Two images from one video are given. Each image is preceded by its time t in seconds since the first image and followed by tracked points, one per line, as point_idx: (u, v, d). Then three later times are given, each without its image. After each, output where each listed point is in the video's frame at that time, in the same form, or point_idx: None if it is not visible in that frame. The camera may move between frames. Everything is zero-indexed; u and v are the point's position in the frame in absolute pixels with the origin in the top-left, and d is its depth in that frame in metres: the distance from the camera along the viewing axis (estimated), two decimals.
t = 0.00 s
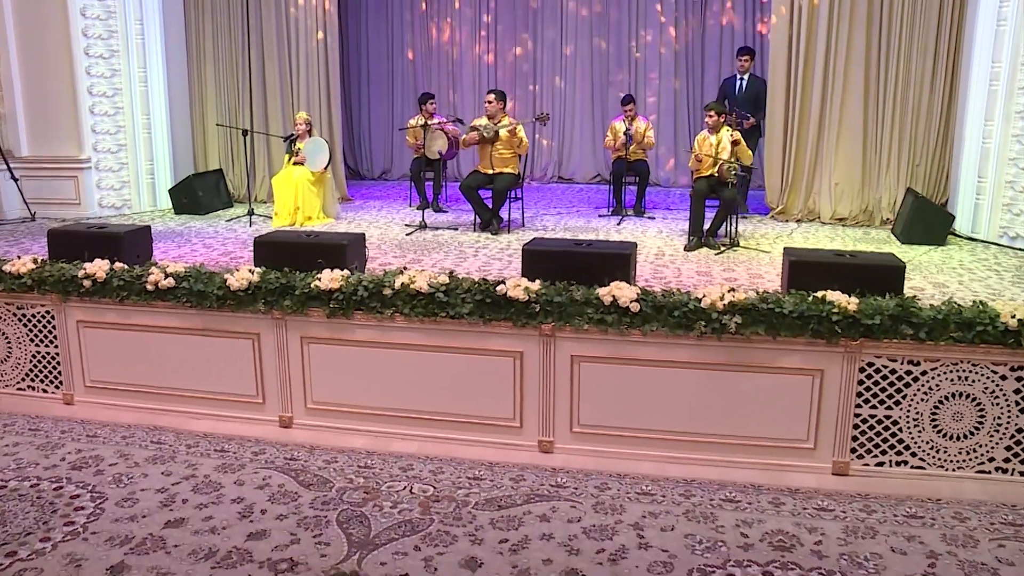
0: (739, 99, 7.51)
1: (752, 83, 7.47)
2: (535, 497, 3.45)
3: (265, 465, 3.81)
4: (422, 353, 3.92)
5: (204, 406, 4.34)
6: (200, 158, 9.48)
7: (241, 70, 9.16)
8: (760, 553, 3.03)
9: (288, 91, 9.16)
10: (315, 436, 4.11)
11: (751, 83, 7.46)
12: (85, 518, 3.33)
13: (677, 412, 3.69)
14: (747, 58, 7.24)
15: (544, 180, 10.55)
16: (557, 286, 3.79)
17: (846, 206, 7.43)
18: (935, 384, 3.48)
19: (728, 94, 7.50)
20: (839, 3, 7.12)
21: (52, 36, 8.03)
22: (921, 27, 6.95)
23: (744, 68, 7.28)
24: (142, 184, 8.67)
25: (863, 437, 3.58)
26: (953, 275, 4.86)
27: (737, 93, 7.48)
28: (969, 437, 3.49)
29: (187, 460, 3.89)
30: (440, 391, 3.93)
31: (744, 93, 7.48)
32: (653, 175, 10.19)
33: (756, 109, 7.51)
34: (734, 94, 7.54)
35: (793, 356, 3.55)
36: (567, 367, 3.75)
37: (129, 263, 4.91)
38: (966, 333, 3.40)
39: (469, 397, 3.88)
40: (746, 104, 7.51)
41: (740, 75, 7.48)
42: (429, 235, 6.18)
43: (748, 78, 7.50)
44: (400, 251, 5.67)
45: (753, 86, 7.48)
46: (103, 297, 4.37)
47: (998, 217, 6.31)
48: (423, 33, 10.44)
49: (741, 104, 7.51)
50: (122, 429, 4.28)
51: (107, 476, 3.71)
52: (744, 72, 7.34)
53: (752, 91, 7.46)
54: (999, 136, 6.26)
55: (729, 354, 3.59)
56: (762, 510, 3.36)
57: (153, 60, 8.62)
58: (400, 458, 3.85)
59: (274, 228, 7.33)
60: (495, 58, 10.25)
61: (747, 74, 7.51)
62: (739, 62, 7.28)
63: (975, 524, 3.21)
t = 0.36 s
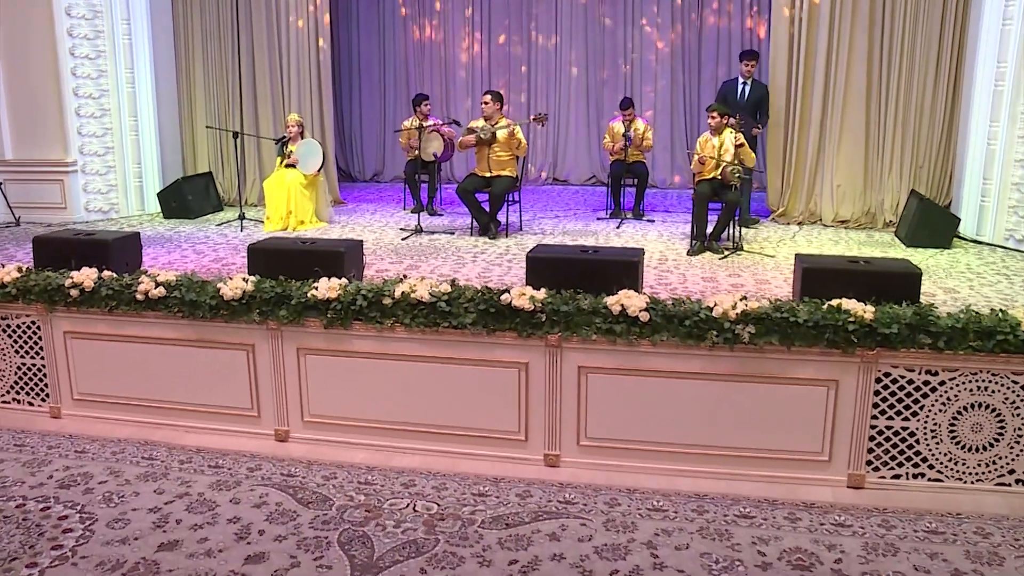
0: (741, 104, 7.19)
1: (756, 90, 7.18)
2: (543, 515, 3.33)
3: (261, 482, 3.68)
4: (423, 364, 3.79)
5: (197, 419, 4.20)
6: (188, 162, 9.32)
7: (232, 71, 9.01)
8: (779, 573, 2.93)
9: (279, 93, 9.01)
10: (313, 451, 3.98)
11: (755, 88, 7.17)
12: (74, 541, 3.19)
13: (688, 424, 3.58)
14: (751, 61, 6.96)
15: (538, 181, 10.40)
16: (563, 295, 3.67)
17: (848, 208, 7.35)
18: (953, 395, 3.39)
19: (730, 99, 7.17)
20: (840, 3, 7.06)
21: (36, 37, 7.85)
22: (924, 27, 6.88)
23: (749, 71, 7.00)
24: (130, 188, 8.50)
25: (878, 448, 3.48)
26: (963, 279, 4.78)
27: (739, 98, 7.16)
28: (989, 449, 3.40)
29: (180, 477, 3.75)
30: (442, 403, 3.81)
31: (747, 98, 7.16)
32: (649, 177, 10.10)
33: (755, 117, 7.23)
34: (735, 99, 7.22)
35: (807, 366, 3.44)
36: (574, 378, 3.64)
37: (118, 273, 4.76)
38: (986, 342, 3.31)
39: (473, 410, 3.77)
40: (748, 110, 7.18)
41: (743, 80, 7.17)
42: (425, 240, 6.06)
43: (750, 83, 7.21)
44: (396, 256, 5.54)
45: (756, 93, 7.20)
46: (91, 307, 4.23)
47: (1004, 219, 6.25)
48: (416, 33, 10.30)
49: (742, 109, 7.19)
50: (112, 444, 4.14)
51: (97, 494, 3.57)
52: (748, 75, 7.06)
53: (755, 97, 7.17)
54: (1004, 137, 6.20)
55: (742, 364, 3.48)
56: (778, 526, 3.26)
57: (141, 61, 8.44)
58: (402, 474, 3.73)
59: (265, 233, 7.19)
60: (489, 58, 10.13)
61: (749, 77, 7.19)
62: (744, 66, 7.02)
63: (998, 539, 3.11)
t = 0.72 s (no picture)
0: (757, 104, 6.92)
1: (772, 91, 6.92)
2: (553, 535, 3.22)
3: (258, 501, 3.55)
4: (425, 378, 3.67)
5: (191, 434, 4.07)
6: (178, 165, 9.15)
7: (223, 72, 8.86)
8: None
9: (271, 95, 8.86)
10: (311, 467, 3.85)
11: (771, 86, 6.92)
12: (63, 567, 3.06)
13: (700, 438, 3.47)
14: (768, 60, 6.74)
15: (534, 183, 10.28)
16: (570, 305, 3.55)
17: (852, 212, 7.26)
18: (974, 408, 3.29)
19: (746, 99, 6.90)
20: (843, 3, 7.00)
21: (21, 37, 7.67)
22: (929, 27, 6.84)
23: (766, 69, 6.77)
24: (119, 192, 8.33)
25: (896, 463, 3.38)
26: (974, 285, 4.69)
27: (756, 98, 6.89)
28: (1010, 463, 3.30)
29: (173, 496, 3.62)
30: (446, 417, 3.68)
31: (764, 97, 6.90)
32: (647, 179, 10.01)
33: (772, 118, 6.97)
34: (751, 100, 6.95)
35: (823, 379, 3.34)
36: (582, 391, 3.52)
37: (110, 282, 4.59)
38: (1008, 354, 3.21)
39: (477, 424, 3.65)
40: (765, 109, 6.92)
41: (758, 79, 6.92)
42: (422, 246, 5.95)
43: (766, 83, 6.97)
44: (394, 263, 5.41)
45: (772, 94, 6.95)
46: (80, 318, 4.08)
47: (1011, 223, 6.19)
48: (411, 34, 10.19)
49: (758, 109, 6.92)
50: (102, 461, 4.00)
51: (87, 516, 3.43)
52: (765, 73, 6.82)
53: (771, 97, 6.92)
54: (1012, 140, 6.16)
55: (756, 377, 3.38)
56: (796, 545, 3.15)
57: (129, 62, 8.27)
58: (404, 491, 3.60)
59: (258, 238, 7.05)
60: (484, 59, 10.01)
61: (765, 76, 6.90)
62: (760, 65, 6.79)
63: None
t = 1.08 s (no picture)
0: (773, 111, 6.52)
1: (787, 96, 6.53)
2: (561, 558, 3.10)
3: (254, 523, 3.42)
4: (426, 393, 3.55)
5: (183, 452, 3.93)
6: (166, 170, 9.00)
7: (213, 75, 8.72)
8: None
9: (262, 98, 8.71)
10: (309, 486, 3.73)
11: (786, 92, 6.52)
12: None
13: (711, 455, 3.36)
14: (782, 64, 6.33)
15: (529, 186, 10.20)
16: (576, 318, 3.44)
17: (854, 217, 7.20)
18: (994, 423, 3.19)
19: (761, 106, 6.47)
20: (844, 5, 6.94)
21: (4, 39, 7.49)
22: (932, 30, 6.79)
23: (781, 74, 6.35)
24: (105, 198, 8.16)
25: (914, 479, 3.27)
26: (984, 292, 4.62)
27: (772, 104, 6.47)
28: None
29: (165, 518, 3.48)
30: (448, 434, 3.56)
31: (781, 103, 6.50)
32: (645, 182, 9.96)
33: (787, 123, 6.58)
34: (767, 106, 6.53)
35: (839, 394, 3.23)
36: (589, 407, 3.41)
37: (99, 296, 4.49)
38: None
39: (481, 441, 3.53)
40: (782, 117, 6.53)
41: (771, 83, 6.49)
42: (418, 253, 5.86)
43: (778, 88, 6.56)
44: (390, 271, 5.30)
45: (786, 99, 6.55)
46: (66, 332, 3.93)
47: (1018, 227, 6.13)
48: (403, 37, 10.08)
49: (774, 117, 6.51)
50: (90, 480, 3.86)
51: (74, 540, 3.29)
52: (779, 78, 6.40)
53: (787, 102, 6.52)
54: (1018, 143, 6.13)
55: (769, 392, 3.27)
56: (813, 566, 3.04)
57: (116, 64, 8.10)
58: (406, 511, 3.48)
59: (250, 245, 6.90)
60: (478, 61, 9.91)
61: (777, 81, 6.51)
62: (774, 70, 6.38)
63: None
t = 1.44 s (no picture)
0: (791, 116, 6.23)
1: (805, 98, 6.22)
2: None
3: (249, 547, 3.29)
4: (427, 411, 3.43)
5: (174, 471, 3.80)
6: (154, 175, 8.86)
7: (203, 79, 8.58)
8: None
9: (252, 101, 8.60)
10: (305, 506, 3.60)
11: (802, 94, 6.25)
12: None
13: (722, 474, 3.26)
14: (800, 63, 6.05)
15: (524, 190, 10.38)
16: (582, 333, 3.33)
17: (856, 221, 7.26)
18: (1014, 439, 3.09)
19: (780, 112, 6.15)
20: (845, 8, 6.93)
21: None
22: (936, 32, 6.84)
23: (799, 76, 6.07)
24: (93, 204, 8.01)
25: (931, 497, 3.17)
26: (993, 299, 4.56)
27: (792, 109, 6.16)
28: None
29: (156, 542, 3.35)
30: (450, 452, 3.44)
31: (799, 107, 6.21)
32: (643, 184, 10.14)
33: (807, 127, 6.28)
34: (785, 110, 6.20)
35: (855, 411, 3.13)
36: (596, 425, 3.30)
37: (84, 310, 4.36)
38: None
39: (483, 460, 3.41)
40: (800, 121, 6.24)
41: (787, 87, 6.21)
42: (413, 260, 5.86)
43: (795, 90, 6.28)
44: (386, 280, 5.23)
45: (804, 102, 6.26)
46: (51, 348, 3.79)
47: None
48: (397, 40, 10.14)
49: (794, 122, 6.20)
50: (77, 501, 3.72)
51: (61, 568, 3.16)
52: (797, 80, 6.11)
53: (805, 105, 6.24)
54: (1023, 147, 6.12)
55: (783, 409, 3.16)
56: None
57: (102, 68, 7.94)
58: (406, 533, 3.36)
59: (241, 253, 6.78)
60: (472, 62, 10.01)
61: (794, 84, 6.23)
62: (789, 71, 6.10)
63: None
